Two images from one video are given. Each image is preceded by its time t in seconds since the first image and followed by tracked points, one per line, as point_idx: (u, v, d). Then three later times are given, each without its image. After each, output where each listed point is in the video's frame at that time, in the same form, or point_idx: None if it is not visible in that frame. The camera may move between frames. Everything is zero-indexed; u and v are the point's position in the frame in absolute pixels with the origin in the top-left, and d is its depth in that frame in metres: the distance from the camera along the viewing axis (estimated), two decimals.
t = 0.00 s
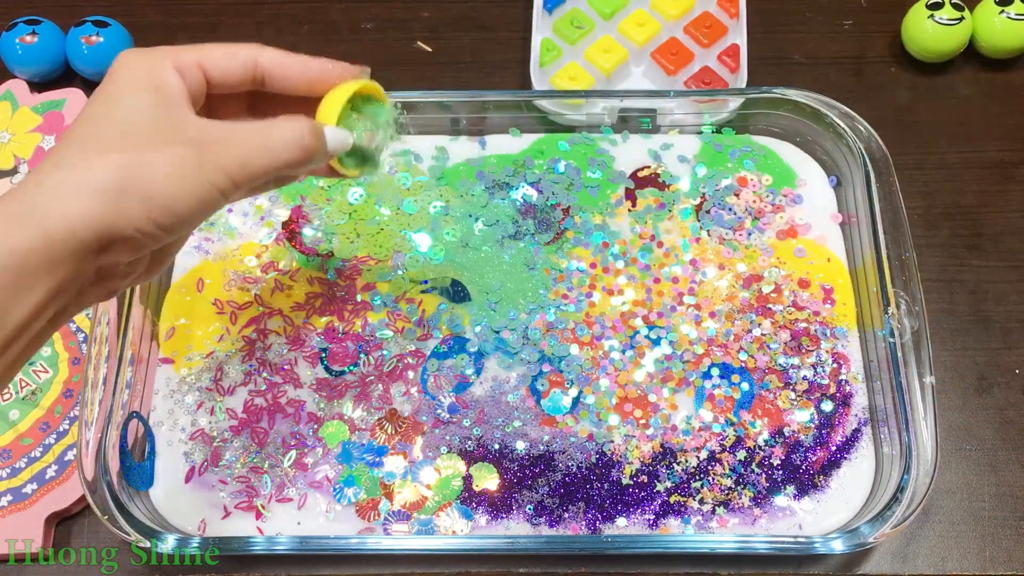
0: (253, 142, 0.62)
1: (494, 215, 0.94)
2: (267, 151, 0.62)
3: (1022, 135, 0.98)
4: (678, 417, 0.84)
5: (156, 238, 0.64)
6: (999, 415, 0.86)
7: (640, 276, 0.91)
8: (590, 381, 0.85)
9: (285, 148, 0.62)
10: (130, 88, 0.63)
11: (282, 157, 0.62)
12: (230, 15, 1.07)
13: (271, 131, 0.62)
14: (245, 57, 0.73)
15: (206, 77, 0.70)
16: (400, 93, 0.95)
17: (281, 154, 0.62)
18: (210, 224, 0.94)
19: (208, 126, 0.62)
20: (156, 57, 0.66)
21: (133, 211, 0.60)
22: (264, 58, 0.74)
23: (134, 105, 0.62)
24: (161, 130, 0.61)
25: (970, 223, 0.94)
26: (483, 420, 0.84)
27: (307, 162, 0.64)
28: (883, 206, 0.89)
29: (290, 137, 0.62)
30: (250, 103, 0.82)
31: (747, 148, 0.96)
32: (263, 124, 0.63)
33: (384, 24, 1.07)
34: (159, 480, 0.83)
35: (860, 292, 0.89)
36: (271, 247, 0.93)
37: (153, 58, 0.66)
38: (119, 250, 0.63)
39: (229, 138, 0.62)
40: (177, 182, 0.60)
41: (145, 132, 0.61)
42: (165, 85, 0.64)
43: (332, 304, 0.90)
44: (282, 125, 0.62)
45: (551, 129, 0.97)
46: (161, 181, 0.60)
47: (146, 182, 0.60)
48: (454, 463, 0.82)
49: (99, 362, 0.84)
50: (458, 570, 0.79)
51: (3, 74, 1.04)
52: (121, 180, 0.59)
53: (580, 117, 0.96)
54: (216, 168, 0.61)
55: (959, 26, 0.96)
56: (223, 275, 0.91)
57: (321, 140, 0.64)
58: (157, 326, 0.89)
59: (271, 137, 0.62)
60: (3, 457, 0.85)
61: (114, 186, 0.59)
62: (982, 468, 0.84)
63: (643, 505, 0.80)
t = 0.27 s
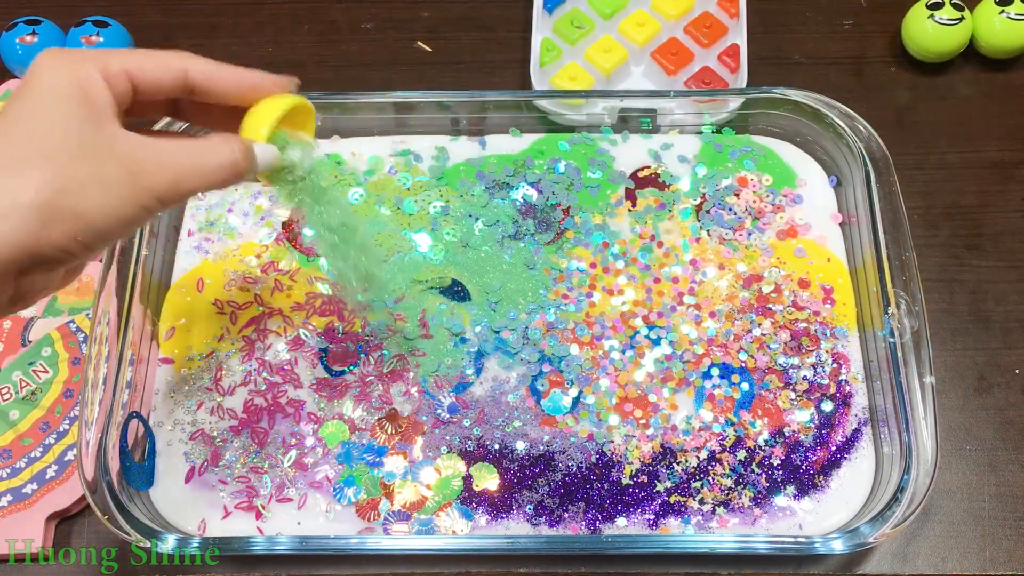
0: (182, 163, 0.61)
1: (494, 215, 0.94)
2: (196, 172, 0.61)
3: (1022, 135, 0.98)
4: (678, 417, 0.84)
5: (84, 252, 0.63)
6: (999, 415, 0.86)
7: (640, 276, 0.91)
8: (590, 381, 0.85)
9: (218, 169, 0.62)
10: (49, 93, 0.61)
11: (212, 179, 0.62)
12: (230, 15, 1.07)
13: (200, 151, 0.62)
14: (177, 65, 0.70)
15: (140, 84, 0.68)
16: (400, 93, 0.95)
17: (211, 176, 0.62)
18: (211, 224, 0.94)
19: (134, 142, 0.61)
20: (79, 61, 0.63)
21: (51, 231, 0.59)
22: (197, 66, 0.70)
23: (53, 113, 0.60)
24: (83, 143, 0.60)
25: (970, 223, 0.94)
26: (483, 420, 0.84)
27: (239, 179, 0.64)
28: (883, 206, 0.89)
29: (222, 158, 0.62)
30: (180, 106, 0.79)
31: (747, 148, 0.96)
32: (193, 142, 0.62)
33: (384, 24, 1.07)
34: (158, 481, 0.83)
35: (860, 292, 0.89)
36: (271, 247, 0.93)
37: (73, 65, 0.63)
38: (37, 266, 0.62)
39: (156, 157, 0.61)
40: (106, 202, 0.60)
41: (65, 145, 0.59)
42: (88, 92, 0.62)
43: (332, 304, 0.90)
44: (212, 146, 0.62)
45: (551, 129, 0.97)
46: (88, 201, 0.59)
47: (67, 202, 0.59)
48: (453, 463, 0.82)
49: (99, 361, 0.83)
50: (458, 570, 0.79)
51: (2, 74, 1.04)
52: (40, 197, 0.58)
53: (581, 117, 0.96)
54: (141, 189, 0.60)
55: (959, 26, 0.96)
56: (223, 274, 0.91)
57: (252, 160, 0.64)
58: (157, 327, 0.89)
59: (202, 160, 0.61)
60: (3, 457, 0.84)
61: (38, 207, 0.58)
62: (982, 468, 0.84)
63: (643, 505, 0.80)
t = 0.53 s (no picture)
0: (183, 202, 0.64)
1: (494, 215, 0.94)
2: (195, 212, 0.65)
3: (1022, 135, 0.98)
4: (678, 417, 0.84)
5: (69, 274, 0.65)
6: (999, 415, 0.86)
7: (639, 276, 0.91)
8: (590, 381, 0.85)
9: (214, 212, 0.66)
10: (56, 109, 0.63)
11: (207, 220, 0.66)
12: (230, 15, 1.07)
13: (200, 193, 0.65)
14: (183, 96, 0.74)
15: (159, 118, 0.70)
16: (400, 93, 0.95)
17: (208, 218, 0.66)
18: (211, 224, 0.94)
19: (133, 177, 0.63)
20: (95, 77, 0.66)
21: (60, 257, 0.61)
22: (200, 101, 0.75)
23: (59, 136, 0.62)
24: (87, 169, 0.61)
25: (970, 223, 0.94)
26: (483, 420, 0.84)
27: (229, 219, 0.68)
28: (883, 205, 0.89)
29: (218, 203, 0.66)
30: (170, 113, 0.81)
31: (747, 148, 0.96)
32: (190, 183, 0.65)
33: (384, 24, 1.07)
34: (158, 481, 0.83)
35: (860, 292, 0.89)
36: (271, 247, 0.93)
37: (89, 85, 0.65)
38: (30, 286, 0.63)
39: (158, 195, 0.63)
40: (107, 233, 0.62)
41: (70, 169, 0.61)
42: (97, 113, 0.64)
43: (332, 304, 0.90)
44: (209, 186, 0.66)
45: (551, 129, 0.98)
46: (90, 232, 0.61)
47: (70, 227, 0.61)
48: (454, 463, 0.82)
49: (99, 362, 0.84)
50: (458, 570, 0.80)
51: (3, 74, 1.04)
52: (51, 221, 0.59)
53: (580, 117, 0.96)
54: (139, 222, 0.63)
55: (959, 26, 0.96)
56: (223, 274, 0.91)
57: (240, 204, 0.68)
58: (158, 327, 0.89)
59: (198, 204, 0.65)
60: (3, 457, 0.84)
61: (42, 235, 0.59)
62: (982, 468, 0.84)
63: (643, 505, 0.80)
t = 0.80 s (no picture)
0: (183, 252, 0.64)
1: (494, 215, 0.94)
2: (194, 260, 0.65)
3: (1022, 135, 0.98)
4: (678, 417, 0.84)
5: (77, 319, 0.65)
6: (999, 415, 0.86)
7: (639, 276, 0.91)
8: (590, 381, 0.85)
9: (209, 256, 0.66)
10: (53, 171, 0.61)
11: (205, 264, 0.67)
12: (229, 15, 1.07)
13: (196, 240, 0.65)
14: (183, 132, 0.70)
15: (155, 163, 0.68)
16: (400, 93, 0.95)
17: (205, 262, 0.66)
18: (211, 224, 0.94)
19: (134, 239, 0.62)
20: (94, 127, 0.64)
21: (65, 323, 0.62)
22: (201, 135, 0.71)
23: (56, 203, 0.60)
24: (86, 239, 0.60)
25: (970, 222, 0.94)
26: (483, 420, 0.84)
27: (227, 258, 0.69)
28: (883, 206, 0.89)
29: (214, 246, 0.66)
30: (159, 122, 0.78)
31: (747, 148, 0.96)
32: (187, 229, 0.65)
33: (384, 24, 1.07)
34: (158, 481, 0.83)
35: (860, 292, 0.89)
36: (271, 247, 0.93)
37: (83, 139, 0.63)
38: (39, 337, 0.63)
39: (160, 247, 0.63)
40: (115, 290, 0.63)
41: (71, 242, 0.60)
42: (97, 170, 0.63)
43: (332, 304, 0.89)
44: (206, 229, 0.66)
45: (551, 129, 0.98)
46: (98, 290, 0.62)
47: (81, 290, 0.61)
48: (454, 463, 0.82)
49: (99, 362, 0.84)
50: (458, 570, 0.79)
51: (2, 74, 1.04)
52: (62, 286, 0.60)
53: (580, 117, 0.96)
54: (143, 275, 0.63)
55: (959, 26, 0.96)
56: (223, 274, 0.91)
57: (234, 240, 0.68)
58: (158, 327, 0.89)
59: (196, 252, 0.65)
60: (3, 457, 0.85)
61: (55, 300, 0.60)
62: (982, 468, 0.84)
63: (643, 505, 0.80)
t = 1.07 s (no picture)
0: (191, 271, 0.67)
1: (494, 215, 0.94)
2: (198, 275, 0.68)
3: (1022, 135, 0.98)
4: (678, 417, 0.84)
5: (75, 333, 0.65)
6: (999, 415, 0.86)
7: (639, 276, 0.91)
8: (590, 381, 0.85)
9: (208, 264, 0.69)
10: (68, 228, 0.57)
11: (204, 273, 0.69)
12: (229, 15, 1.07)
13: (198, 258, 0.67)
14: (191, 153, 0.66)
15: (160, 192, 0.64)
16: (400, 93, 0.95)
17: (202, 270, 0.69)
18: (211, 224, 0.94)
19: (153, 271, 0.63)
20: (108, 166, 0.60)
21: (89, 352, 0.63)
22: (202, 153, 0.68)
23: (54, 271, 0.57)
24: (101, 297, 0.59)
25: (970, 222, 0.94)
26: (483, 420, 0.84)
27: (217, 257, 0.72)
28: (883, 206, 0.89)
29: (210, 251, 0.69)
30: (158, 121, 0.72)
31: (747, 148, 0.96)
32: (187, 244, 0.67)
33: (384, 24, 1.07)
34: (158, 481, 0.83)
35: (860, 291, 0.89)
36: (272, 247, 0.93)
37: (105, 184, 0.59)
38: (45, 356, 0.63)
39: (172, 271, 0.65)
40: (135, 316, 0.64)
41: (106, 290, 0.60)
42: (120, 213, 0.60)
43: (332, 304, 0.89)
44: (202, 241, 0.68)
45: (551, 129, 0.97)
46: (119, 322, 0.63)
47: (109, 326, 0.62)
48: (454, 463, 0.82)
49: (99, 361, 0.83)
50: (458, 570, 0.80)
51: (2, 74, 1.04)
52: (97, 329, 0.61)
53: (580, 117, 0.96)
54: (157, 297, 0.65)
55: (959, 26, 0.96)
56: (223, 274, 0.91)
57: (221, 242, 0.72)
58: (158, 327, 0.88)
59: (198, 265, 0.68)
60: (3, 457, 0.85)
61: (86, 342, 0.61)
62: (981, 469, 0.84)
63: (643, 505, 0.80)
